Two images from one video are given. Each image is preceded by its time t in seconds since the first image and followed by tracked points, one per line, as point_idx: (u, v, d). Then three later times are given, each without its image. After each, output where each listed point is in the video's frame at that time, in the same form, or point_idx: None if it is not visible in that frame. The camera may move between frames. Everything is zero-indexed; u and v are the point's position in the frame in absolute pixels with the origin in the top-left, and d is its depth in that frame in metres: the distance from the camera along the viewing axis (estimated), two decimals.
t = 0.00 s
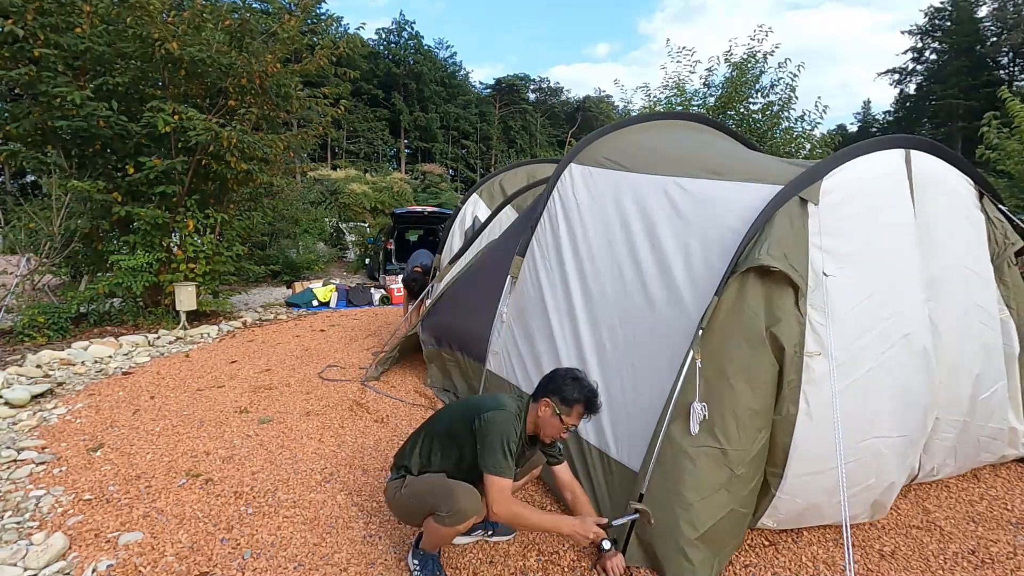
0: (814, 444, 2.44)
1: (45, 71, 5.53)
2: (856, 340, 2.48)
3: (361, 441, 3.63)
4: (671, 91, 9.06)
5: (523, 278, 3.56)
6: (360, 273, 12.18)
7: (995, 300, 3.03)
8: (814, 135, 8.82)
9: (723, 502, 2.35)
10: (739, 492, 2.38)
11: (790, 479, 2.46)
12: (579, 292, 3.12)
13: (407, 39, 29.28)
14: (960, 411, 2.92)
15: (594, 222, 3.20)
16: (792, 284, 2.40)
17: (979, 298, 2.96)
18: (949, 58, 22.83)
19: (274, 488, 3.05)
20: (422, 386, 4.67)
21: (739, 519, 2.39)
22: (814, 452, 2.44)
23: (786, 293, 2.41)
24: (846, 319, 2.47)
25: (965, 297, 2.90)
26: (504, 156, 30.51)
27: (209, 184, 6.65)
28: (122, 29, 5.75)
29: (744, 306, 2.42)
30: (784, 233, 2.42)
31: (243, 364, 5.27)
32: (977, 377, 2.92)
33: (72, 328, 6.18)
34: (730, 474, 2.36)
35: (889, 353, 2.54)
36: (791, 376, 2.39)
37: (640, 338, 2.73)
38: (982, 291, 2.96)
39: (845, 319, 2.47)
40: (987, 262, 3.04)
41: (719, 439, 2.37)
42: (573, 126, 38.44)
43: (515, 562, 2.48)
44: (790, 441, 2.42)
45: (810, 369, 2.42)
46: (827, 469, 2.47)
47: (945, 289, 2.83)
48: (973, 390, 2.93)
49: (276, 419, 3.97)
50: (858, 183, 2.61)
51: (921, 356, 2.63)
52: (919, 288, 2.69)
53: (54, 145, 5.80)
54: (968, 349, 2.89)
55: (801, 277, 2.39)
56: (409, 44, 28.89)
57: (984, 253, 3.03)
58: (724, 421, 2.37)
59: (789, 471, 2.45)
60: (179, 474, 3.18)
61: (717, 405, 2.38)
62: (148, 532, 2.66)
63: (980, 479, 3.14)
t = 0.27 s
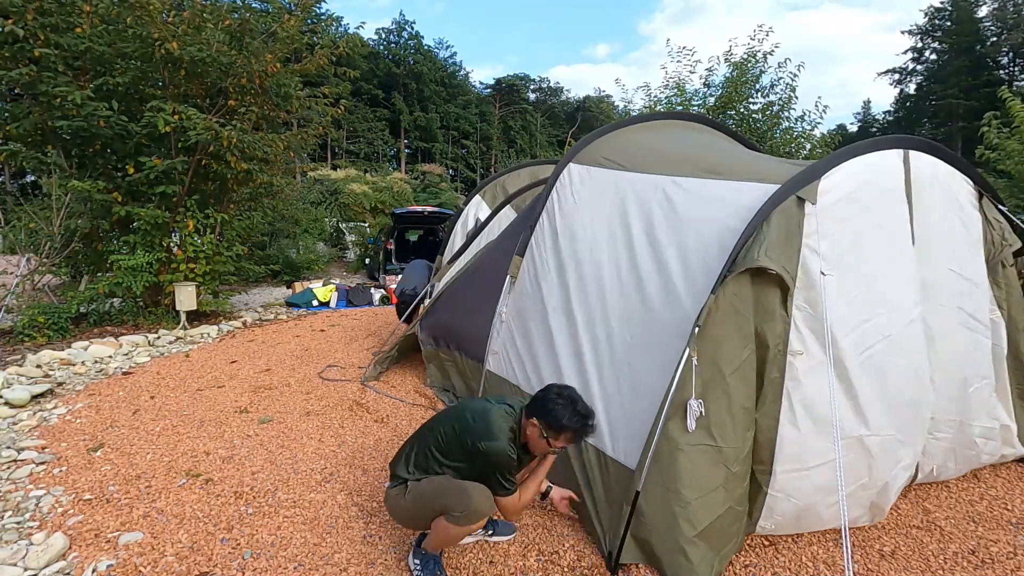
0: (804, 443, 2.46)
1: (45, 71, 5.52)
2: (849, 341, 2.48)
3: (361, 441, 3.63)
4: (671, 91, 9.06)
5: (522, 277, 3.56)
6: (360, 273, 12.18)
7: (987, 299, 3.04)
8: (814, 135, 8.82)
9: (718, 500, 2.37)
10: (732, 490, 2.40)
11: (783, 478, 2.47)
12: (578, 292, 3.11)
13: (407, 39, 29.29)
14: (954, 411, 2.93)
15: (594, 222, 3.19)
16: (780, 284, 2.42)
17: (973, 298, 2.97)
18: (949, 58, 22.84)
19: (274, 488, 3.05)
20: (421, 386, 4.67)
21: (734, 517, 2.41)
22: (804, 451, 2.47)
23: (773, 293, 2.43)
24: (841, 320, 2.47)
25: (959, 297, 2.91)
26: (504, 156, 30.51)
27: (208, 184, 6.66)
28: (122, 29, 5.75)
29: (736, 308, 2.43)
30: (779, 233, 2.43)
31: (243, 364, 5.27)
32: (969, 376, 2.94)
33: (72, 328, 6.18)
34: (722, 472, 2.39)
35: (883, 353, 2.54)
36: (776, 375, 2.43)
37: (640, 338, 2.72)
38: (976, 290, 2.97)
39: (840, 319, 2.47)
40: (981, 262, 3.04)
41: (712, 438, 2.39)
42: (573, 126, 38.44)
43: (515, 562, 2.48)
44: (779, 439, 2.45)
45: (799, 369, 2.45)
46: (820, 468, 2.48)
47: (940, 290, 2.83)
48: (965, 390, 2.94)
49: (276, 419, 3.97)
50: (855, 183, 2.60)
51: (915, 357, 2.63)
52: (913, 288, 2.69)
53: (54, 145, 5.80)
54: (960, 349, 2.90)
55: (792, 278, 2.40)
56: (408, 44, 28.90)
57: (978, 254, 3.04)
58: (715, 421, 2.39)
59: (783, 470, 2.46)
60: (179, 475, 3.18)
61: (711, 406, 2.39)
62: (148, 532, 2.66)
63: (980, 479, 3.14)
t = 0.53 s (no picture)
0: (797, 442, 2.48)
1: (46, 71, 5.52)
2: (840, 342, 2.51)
3: (361, 441, 3.63)
4: (671, 91, 9.06)
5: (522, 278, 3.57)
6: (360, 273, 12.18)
7: (973, 297, 3.07)
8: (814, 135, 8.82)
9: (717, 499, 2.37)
10: (731, 489, 2.41)
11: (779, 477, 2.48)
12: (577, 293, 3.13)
13: (407, 39, 29.32)
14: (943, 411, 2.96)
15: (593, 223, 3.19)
16: (775, 284, 2.42)
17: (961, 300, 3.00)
18: (949, 58, 22.84)
19: (274, 488, 3.05)
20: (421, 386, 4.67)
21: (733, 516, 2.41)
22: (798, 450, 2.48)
23: (768, 292, 2.43)
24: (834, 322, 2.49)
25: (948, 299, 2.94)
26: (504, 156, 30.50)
27: (208, 184, 6.65)
28: (122, 29, 5.76)
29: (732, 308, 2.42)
30: (777, 235, 2.43)
31: (243, 364, 5.27)
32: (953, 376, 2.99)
33: (72, 328, 6.17)
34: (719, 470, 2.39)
35: (871, 354, 2.58)
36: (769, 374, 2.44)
37: (639, 339, 2.73)
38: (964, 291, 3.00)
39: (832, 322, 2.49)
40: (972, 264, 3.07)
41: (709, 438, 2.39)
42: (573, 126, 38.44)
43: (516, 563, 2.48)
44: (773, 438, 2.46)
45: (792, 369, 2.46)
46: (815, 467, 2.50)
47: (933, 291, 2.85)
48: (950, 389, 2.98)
49: (276, 419, 3.97)
50: (853, 185, 2.60)
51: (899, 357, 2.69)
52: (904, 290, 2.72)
53: (54, 145, 5.80)
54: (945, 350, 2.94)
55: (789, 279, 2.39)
56: (409, 44, 28.92)
57: (970, 255, 3.06)
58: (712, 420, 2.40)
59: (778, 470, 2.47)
60: (179, 474, 3.18)
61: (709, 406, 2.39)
62: (148, 532, 2.66)
63: (980, 479, 3.14)
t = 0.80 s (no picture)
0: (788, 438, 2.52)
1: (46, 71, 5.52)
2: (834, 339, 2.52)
3: (361, 441, 3.64)
4: (671, 91, 9.06)
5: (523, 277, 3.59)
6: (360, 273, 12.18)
7: (966, 298, 3.07)
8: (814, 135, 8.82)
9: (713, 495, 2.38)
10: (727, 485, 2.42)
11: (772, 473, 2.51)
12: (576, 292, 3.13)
13: (407, 39, 29.30)
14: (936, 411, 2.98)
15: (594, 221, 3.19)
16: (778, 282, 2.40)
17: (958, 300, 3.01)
18: (949, 58, 22.84)
19: (274, 488, 3.05)
20: (421, 386, 4.67)
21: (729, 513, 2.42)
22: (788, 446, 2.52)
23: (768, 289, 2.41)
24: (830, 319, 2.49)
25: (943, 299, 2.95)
26: (504, 156, 30.50)
27: (208, 184, 6.65)
28: (122, 29, 5.75)
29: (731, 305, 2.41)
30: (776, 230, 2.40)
31: (242, 364, 5.27)
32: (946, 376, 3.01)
33: (72, 328, 6.18)
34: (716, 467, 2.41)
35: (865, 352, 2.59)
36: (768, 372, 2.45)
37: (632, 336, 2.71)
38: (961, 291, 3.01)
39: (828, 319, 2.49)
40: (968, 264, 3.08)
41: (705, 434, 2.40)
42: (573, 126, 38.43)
43: (515, 563, 2.48)
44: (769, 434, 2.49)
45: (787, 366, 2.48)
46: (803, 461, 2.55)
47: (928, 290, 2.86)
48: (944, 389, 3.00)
49: (276, 419, 3.97)
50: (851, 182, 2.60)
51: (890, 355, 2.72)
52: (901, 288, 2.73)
53: (54, 145, 5.79)
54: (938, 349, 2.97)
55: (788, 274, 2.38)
56: (408, 44, 28.91)
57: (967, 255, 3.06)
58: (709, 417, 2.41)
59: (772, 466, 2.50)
60: (179, 474, 3.18)
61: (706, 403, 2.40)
62: (148, 532, 2.66)
63: (980, 479, 3.14)
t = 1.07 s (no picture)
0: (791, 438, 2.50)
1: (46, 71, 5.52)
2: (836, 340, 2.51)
3: (361, 441, 3.63)
4: (672, 91, 9.06)
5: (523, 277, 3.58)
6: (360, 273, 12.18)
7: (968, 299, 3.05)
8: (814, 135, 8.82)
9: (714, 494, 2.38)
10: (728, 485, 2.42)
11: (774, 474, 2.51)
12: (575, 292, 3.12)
13: (407, 39, 29.27)
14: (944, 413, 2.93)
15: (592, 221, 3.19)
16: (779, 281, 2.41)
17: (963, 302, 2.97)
18: (949, 58, 22.83)
19: (274, 488, 3.05)
20: (421, 386, 4.67)
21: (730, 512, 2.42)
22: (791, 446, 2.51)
23: (770, 288, 2.42)
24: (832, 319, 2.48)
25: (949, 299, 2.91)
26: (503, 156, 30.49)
27: (209, 184, 6.65)
28: (122, 29, 5.75)
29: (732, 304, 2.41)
30: (777, 230, 2.39)
31: (242, 364, 5.26)
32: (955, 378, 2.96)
33: (72, 328, 6.18)
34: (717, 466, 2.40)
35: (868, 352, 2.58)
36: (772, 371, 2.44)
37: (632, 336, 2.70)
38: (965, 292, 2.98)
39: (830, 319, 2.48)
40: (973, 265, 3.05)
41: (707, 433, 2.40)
42: (573, 126, 38.43)
43: (515, 563, 2.47)
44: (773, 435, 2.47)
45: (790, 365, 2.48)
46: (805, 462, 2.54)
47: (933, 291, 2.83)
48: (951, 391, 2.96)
49: (276, 419, 3.96)
50: (853, 182, 2.59)
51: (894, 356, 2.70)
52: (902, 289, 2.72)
53: (54, 145, 5.79)
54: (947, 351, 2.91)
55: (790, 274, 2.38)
56: (409, 44, 28.90)
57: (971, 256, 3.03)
58: (710, 416, 2.40)
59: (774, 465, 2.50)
60: (179, 474, 3.18)
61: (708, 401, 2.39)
62: (148, 532, 2.66)
63: (980, 479, 3.14)
